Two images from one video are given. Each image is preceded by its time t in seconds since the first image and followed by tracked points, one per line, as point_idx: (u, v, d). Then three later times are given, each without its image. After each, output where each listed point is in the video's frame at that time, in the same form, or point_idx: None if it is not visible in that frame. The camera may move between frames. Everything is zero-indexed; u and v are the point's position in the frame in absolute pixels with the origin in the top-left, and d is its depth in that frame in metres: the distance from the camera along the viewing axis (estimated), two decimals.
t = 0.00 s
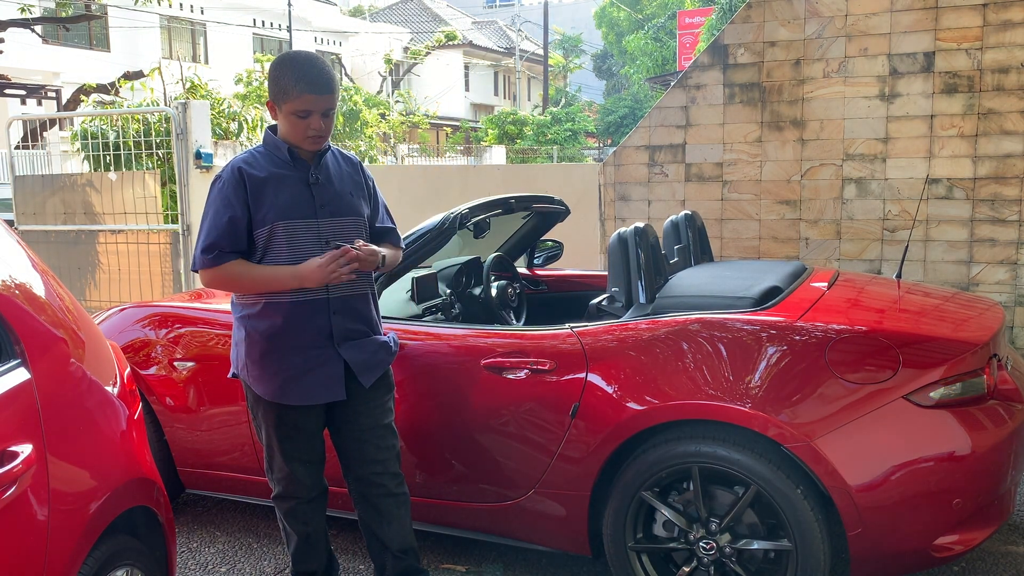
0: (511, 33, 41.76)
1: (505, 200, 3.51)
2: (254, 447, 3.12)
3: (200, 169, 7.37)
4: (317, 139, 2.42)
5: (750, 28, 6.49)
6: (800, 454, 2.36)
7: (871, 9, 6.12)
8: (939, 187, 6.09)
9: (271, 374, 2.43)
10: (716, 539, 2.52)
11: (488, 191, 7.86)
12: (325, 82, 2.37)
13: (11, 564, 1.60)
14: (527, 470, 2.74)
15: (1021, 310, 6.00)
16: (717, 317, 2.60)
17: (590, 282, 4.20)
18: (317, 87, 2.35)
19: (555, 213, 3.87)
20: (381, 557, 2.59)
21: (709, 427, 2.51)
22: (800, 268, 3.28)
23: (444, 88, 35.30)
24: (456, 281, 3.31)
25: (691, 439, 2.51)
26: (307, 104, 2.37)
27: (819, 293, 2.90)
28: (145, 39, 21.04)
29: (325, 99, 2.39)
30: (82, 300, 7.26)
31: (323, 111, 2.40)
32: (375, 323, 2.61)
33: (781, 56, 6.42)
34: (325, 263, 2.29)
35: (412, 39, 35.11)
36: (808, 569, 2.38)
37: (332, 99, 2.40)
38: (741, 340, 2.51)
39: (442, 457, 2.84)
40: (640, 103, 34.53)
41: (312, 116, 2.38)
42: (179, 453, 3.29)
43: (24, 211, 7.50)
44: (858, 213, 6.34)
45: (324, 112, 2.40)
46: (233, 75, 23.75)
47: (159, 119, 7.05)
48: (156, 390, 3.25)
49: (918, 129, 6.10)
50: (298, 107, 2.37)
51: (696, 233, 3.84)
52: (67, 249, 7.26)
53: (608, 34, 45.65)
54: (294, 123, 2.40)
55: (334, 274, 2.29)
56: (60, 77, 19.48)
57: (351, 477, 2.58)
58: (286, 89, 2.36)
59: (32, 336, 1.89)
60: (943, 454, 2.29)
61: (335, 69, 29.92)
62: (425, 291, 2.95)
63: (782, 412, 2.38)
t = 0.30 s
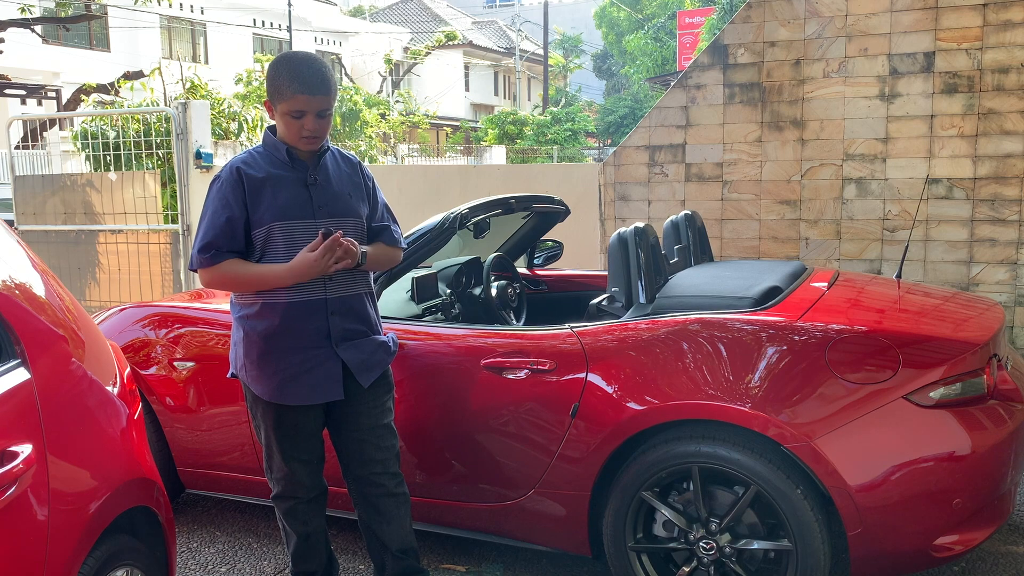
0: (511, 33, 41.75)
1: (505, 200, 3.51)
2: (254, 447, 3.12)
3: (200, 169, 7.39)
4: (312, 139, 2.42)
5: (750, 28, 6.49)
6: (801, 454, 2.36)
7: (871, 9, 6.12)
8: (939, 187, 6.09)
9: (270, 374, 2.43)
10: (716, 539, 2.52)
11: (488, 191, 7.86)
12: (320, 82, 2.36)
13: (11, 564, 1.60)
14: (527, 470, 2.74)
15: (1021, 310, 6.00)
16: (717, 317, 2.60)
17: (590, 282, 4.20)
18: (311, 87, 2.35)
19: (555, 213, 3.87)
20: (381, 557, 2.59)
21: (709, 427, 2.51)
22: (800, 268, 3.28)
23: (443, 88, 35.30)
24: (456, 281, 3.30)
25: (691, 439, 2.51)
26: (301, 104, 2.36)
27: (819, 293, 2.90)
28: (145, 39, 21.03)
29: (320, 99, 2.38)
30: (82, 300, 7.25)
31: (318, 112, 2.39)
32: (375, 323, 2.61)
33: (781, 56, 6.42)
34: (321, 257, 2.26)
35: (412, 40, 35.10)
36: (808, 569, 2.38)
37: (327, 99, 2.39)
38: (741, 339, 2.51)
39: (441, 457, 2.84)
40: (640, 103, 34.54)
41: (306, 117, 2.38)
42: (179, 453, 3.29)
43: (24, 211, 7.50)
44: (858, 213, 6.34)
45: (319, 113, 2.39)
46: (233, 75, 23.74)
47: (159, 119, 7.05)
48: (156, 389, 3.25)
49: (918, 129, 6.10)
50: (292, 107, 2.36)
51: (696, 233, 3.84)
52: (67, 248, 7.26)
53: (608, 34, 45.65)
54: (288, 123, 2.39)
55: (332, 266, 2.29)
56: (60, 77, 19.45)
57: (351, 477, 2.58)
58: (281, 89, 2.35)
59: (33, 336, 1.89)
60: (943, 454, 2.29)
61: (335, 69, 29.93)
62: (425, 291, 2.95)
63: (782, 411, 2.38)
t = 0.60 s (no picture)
0: (511, 33, 41.75)
1: (505, 200, 3.51)
2: (254, 447, 3.12)
3: (200, 169, 7.38)
4: (310, 139, 2.42)
5: (750, 28, 6.49)
6: (800, 454, 2.36)
7: (871, 9, 6.12)
8: (939, 187, 6.09)
9: (268, 374, 2.43)
10: (716, 539, 2.52)
11: (488, 191, 7.86)
12: (318, 83, 2.36)
13: (12, 564, 1.60)
14: (527, 470, 2.74)
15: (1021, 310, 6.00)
16: (717, 317, 2.60)
17: (590, 282, 4.20)
18: (308, 88, 2.35)
19: (555, 213, 3.87)
20: (381, 557, 2.59)
21: (709, 427, 2.51)
22: (800, 268, 3.28)
23: (443, 88, 35.30)
24: (456, 281, 3.29)
25: (691, 439, 2.51)
26: (298, 104, 2.36)
27: (819, 293, 2.90)
28: (145, 39, 21.03)
29: (318, 99, 2.38)
30: (82, 300, 7.26)
31: (315, 112, 2.39)
32: (374, 324, 2.60)
33: (781, 56, 6.42)
34: (320, 255, 2.27)
35: (412, 39, 35.10)
36: (808, 569, 2.38)
37: (325, 100, 2.39)
38: (741, 339, 2.51)
39: (441, 457, 2.84)
40: (640, 103, 34.54)
41: (304, 117, 2.38)
42: (179, 453, 3.29)
43: (24, 211, 7.49)
44: (858, 213, 6.34)
45: (317, 113, 2.39)
46: (233, 75, 23.73)
47: (159, 119, 7.05)
48: (156, 389, 3.25)
49: (918, 129, 6.10)
50: (290, 107, 2.37)
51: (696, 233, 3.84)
52: (67, 248, 7.26)
53: (608, 34, 45.64)
54: (286, 122, 2.40)
55: (331, 266, 2.30)
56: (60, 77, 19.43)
57: (351, 477, 2.58)
58: (278, 89, 2.35)
59: (33, 335, 1.89)
60: (943, 454, 2.29)
61: (335, 69, 29.93)
62: (424, 291, 2.95)
63: (782, 412, 2.38)
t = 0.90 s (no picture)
0: (511, 33, 41.75)
1: (505, 200, 3.51)
2: (254, 447, 3.12)
3: (200, 169, 7.38)
4: (309, 139, 2.41)
5: (750, 28, 6.49)
6: (800, 454, 2.36)
7: (871, 9, 6.12)
8: (939, 187, 6.09)
9: (268, 375, 2.43)
10: (716, 539, 2.52)
11: (488, 191, 7.86)
12: (317, 83, 2.36)
13: (11, 564, 1.60)
14: (527, 470, 2.73)
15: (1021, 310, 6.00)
16: (717, 317, 2.60)
17: (590, 282, 4.20)
18: (308, 87, 2.35)
19: (555, 213, 3.87)
20: (381, 557, 2.59)
21: (709, 427, 2.51)
22: (800, 268, 3.28)
23: (443, 88, 35.31)
24: (456, 281, 3.29)
25: (691, 439, 2.51)
26: (298, 104, 2.36)
27: (819, 293, 2.89)
28: (145, 39, 21.03)
29: (317, 99, 2.38)
30: (82, 300, 7.26)
31: (315, 111, 2.39)
32: (374, 325, 2.60)
33: (781, 56, 6.42)
34: (322, 254, 2.27)
35: (412, 40, 35.10)
36: (808, 569, 2.38)
37: (324, 100, 2.39)
38: (741, 339, 2.51)
39: (441, 457, 2.84)
40: (640, 103, 34.54)
41: (303, 117, 2.38)
42: (179, 453, 3.29)
43: (24, 211, 7.50)
44: (858, 213, 6.34)
45: (316, 112, 2.39)
46: (233, 75, 23.73)
47: (159, 119, 7.05)
48: (156, 389, 3.25)
49: (918, 129, 6.10)
50: (289, 106, 2.36)
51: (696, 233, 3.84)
52: (67, 248, 7.26)
53: (608, 34, 45.63)
54: (285, 122, 2.39)
55: (333, 266, 2.30)
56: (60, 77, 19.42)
57: (351, 477, 2.58)
58: (278, 89, 2.35)
59: (33, 335, 1.89)
60: (943, 454, 2.29)
61: (335, 69, 29.93)
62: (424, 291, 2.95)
63: (782, 412, 2.38)
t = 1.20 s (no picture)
0: (511, 32, 41.76)
1: (505, 200, 3.51)
2: (254, 447, 3.12)
3: (200, 169, 7.38)
4: (308, 137, 2.41)
5: (750, 28, 6.49)
6: (800, 454, 2.36)
7: (871, 9, 6.12)
8: (939, 187, 6.09)
9: (267, 375, 2.43)
10: (716, 539, 2.52)
11: (488, 191, 7.86)
12: (316, 80, 2.36)
13: (11, 565, 1.60)
14: (527, 470, 2.74)
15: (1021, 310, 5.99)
16: (717, 317, 2.60)
17: (590, 282, 4.20)
18: (307, 84, 2.35)
19: (555, 213, 3.87)
20: (381, 557, 2.59)
21: (709, 427, 2.51)
22: (800, 268, 3.28)
23: (443, 88, 35.33)
24: (456, 281, 3.30)
25: (691, 439, 2.51)
26: (297, 101, 2.36)
27: (819, 293, 2.89)
28: (145, 39, 21.03)
29: (316, 96, 2.38)
30: (82, 300, 7.26)
31: (314, 109, 2.39)
32: (373, 325, 2.60)
33: (781, 56, 6.42)
34: (325, 256, 2.27)
35: (412, 40, 35.10)
36: (808, 569, 2.38)
37: (324, 98, 2.40)
38: (741, 339, 2.51)
39: (441, 457, 2.84)
40: (640, 103, 34.55)
41: (303, 114, 2.38)
42: (179, 453, 3.29)
43: (24, 211, 7.50)
44: (858, 213, 6.34)
45: (314, 110, 2.39)
46: (233, 75, 23.73)
47: (159, 119, 7.05)
48: (156, 389, 3.25)
49: (918, 129, 6.10)
50: (289, 104, 2.37)
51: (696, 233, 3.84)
52: (67, 248, 7.26)
53: (608, 33, 45.61)
54: (285, 120, 2.39)
55: (335, 267, 2.29)
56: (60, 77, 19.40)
57: (351, 477, 2.58)
58: (277, 87, 2.36)
59: (32, 335, 1.89)
60: (943, 454, 2.29)
61: (335, 69, 29.93)
62: (424, 291, 2.96)
63: (782, 412, 2.38)
